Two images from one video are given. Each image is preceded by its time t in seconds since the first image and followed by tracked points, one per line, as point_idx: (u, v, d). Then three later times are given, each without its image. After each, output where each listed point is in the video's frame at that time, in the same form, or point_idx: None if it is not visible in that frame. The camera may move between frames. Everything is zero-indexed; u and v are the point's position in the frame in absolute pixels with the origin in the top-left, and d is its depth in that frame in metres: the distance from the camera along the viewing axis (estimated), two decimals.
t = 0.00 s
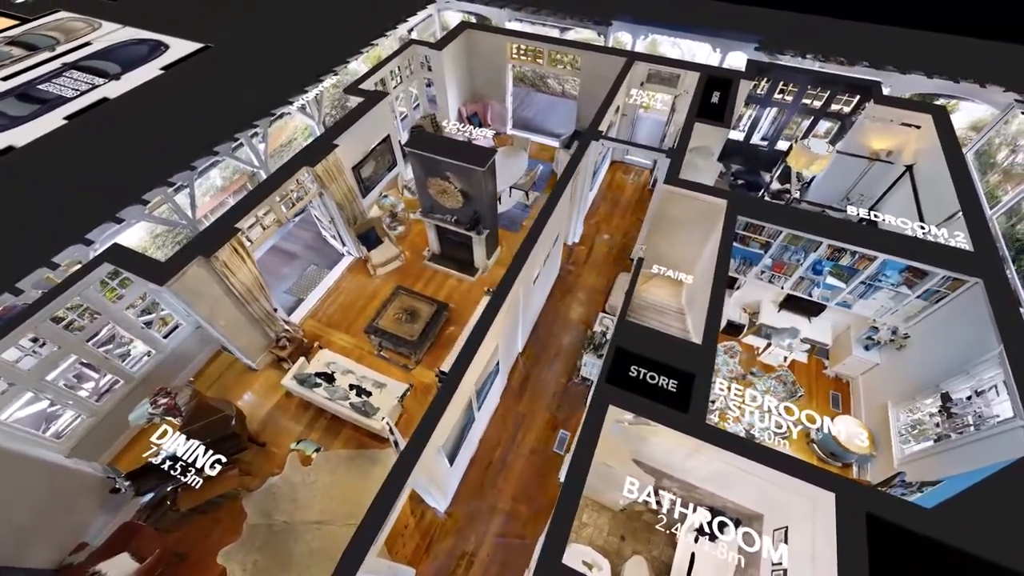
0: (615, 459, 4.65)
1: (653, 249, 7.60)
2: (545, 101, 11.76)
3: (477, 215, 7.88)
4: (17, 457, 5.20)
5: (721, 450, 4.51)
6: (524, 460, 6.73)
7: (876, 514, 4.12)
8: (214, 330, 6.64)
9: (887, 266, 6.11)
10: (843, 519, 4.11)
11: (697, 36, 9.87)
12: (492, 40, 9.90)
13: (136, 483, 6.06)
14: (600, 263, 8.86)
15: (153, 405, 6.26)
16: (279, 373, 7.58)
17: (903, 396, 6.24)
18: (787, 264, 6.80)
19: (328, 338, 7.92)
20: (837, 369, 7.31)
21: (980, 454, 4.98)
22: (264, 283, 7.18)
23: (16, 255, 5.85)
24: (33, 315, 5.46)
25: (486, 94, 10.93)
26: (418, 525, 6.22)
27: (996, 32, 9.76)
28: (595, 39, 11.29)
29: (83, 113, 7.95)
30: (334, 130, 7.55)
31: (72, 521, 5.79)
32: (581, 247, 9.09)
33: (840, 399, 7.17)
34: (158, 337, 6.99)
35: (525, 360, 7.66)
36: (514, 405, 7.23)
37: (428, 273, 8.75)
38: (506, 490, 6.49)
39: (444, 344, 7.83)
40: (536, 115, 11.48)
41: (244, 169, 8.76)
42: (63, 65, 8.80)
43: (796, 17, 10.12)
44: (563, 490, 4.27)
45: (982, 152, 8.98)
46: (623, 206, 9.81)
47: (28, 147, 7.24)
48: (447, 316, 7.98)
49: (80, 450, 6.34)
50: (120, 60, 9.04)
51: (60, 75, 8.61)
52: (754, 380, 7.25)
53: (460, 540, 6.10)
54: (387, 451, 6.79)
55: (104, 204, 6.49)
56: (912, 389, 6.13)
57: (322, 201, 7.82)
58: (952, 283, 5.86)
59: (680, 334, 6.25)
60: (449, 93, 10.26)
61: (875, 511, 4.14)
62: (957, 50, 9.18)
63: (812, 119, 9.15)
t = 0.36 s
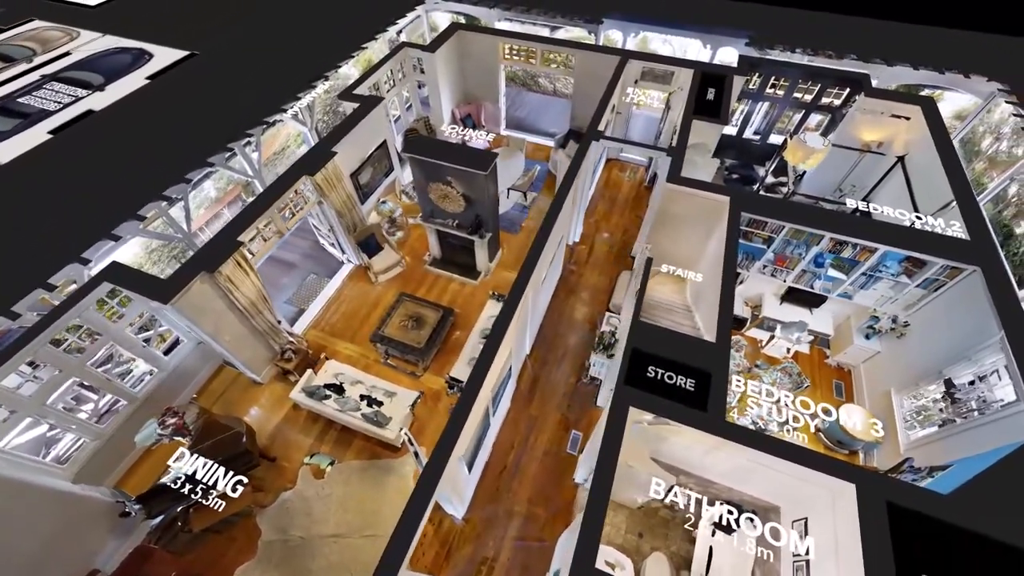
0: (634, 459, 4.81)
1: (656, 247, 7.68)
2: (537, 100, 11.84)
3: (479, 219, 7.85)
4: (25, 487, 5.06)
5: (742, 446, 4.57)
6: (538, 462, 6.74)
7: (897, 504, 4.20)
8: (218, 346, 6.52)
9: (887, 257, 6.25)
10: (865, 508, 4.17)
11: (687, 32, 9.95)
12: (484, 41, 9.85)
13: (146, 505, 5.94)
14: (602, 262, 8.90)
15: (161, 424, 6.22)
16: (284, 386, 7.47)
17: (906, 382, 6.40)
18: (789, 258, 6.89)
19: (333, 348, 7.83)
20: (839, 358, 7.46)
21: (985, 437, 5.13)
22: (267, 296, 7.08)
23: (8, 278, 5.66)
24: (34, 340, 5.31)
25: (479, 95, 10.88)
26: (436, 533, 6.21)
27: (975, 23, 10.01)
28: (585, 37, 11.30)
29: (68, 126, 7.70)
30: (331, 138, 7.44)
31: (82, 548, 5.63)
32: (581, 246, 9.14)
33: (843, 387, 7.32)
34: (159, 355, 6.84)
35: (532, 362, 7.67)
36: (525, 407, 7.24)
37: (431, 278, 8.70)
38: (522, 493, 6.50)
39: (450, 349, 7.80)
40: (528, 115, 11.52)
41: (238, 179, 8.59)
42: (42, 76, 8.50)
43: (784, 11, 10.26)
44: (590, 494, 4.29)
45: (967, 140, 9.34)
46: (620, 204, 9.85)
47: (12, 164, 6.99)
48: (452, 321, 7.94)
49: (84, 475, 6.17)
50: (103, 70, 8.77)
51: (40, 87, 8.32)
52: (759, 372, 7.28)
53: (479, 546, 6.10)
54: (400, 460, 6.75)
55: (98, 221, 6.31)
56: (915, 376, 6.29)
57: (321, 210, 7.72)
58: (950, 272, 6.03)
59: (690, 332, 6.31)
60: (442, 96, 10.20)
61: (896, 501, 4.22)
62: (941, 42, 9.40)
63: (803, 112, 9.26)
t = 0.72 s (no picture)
0: (654, 458, 5.02)
1: (658, 244, 7.75)
2: (530, 100, 11.74)
3: (482, 223, 7.81)
4: (34, 516, 4.92)
5: (762, 440, 4.64)
6: (553, 463, 6.77)
7: (916, 490, 4.29)
8: (225, 361, 6.41)
9: (887, 248, 6.39)
10: (885, 496, 4.27)
11: (677, 29, 10.02)
12: (476, 42, 9.79)
13: (158, 528, 5.77)
14: (603, 260, 8.95)
15: (171, 446, 6.09)
16: (292, 399, 7.39)
17: (908, 369, 6.56)
18: (791, 252, 7.04)
19: (339, 358, 7.75)
20: (841, 347, 7.60)
21: (989, 419, 5.31)
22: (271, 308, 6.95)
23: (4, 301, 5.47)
24: (36, 365, 5.16)
25: (472, 96, 10.82)
26: (455, 540, 6.21)
27: (955, 14, 10.26)
28: (576, 35, 11.31)
29: (54, 140, 7.46)
30: (329, 145, 7.34)
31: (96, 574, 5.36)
32: (582, 245, 9.18)
33: (846, 375, 7.47)
34: (163, 374, 6.72)
35: (540, 363, 7.69)
36: (536, 409, 7.25)
37: (433, 282, 8.65)
38: (538, 495, 6.52)
39: (458, 355, 7.78)
40: (521, 115, 11.51)
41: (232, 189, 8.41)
42: (21, 89, 8.20)
43: (771, 6, 10.37)
44: (617, 495, 4.33)
45: (952, 130, 9.55)
46: (618, 201, 9.90)
47: None
48: (458, 326, 7.91)
49: (92, 500, 6.04)
50: (85, 81, 8.50)
51: (20, 100, 8.03)
52: (765, 365, 7.39)
53: (499, 550, 6.11)
54: (415, 468, 6.73)
55: (95, 239, 6.14)
56: (917, 362, 6.46)
57: (321, 219, 7.62)
58: (947, 260, 6.20)
59: (700, 328, 6.37)
60: (436, 98, 10.12)
61: (915, 487, 4.32)
62: (924, 33, 9.61)
63: (794, 106, 9.42)
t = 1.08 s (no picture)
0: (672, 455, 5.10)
1: (660, 241, 7.82)
2: (523, 100, 11.94)
3: (485, 226, 7.79)
4: (46, 546, 4.79)
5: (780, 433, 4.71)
6: (567, 464, 6.79)
7: (932, 475, 4.41)
8: (232, 377, 6.30)
9: (886, 238, 6.56)
10: (903, 482, 4.37)
11: (668, 26, 10.07)
12: (468, 43, 9.73)
13: (174, 550, 5.72)
14: (605, 258, 9.00)
15: (183, 465, 6.00)
16: (300, 411, 7.30)
17: (910, 355, 6.73)
18: (792, 245, 7.15)
19: (345, 367, 7.67)
20: (840, 336, 7.77)
21: (992, 402, 5.48)
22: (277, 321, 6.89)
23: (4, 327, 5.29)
24: (41, 389, 5.01)
25: (465, 97, 10.78)
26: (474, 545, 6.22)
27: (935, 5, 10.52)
28: (566, 34, 11.31)
29: (39, 155, 7.21)
30: (328, 153, 7.24)
31: None
32: (583, 244, 9.21)
33: (847, 363, 7.64)
34: (168, 392, 6.59)
35: (549, 364, 7.70)
36: (547, 411, 7.26)
37: (436, 287, 8.61)
38: (554, 496, 6.54)
39: (465, 359, 7.75)
40: (514, 115, 11.57)
41: (228, 200, 8.24)
42: (1, 102, 7.92)
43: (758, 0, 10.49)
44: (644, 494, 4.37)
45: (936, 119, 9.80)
46: (616, 199, 9.96)
47: None
48: (464, 330, 7.88)
49: (102, 525, 5.89)
50: (68, 93, 8.24)
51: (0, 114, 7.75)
52: (770, 357, 7.58)
53: (519, 554, 6.11)
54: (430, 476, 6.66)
55: (92, 258, 5.95)
56: (918, 348, 6.63)
57: (321, 227, 7.51)
58: (944, 248, 6.37)
59: (709, 323, 6.45)
60: (430, 100, 10.03)
61: (931, 472, 4.43)
62: (907, 25, 9.82)
63: (784, 100, 9.43)
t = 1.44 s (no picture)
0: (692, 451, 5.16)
1: (662, 238, 7.89)
2: (514, 100, 11.57)
3: (488, 228, 7.76)
4: None
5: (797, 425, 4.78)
6: (581, 463, 6.81)
7: (947, 459, 4.53)
8: (241, 393, 6.19)
9: (884, 228, 6.71)
10: (920, 469, 4.47)
11: (658, 23, 10.13)
12: (460, 44, 9.67)
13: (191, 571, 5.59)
14: (607, 256, 9.05)
15: (196, 486, 6.00)
16: (309, 423, 7.21)
17: (910, 342, 6.90)
18: (793, 237, 7.30)
19: (352, 376, 7.59)
20: (840, 325, 7.94)
21: (994, 384, 5.65)
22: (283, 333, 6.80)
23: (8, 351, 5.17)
24: (47, 415, 4.87)
25: (459, 99, 10.74)
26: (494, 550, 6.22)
27: None
28: (556, 33, 11.31)
29: (25, 171, 6.98)
30: (327, 160, 7.15)
31: None
32: (583, 243, 9.25)
33: (848, 351, 7.82)
34: (174, 410, 6.45)
35: (557, 365, 7.72)
36: (559, 411, 7.28)
37: (439, 291, 8.56)
38: (571, 497, 6.56)
39: (473, 363, 7.73)
40: (507, 115, 11.47)
41: (223, 211, 8.08)
42: None
43: None
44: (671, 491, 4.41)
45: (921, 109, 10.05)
46: (613, 196, 10.03)
47: None
48: (471, 334, 7.85)
49: (112, 550, 5.77)
50: (51, 106, 7.99)
51: None
52: (774, 348, 7.62)
53: (540, 556, 6.12)
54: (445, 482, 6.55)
55: (91, 278, 5.75)
56: (918, 334, 6.80)
57: (323, 236, 7.41)
58: (940, 236, 6.54)
59: (717, 318, 6.52)
60: (424, 103, 9.96)
61: (945, 456, 4.55)
62: (891, 17, 10.01)
63: (775, 94, 9.65)
